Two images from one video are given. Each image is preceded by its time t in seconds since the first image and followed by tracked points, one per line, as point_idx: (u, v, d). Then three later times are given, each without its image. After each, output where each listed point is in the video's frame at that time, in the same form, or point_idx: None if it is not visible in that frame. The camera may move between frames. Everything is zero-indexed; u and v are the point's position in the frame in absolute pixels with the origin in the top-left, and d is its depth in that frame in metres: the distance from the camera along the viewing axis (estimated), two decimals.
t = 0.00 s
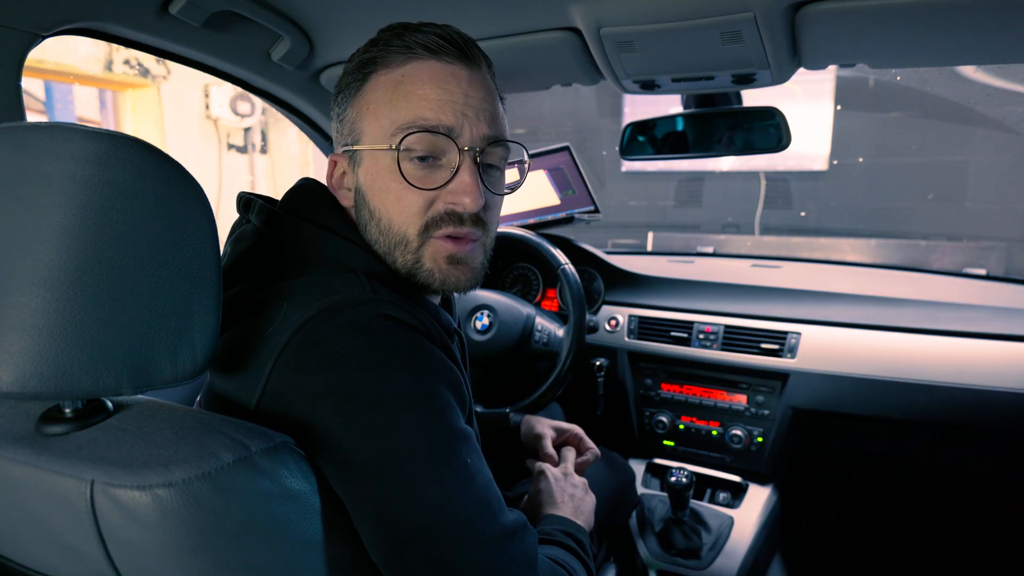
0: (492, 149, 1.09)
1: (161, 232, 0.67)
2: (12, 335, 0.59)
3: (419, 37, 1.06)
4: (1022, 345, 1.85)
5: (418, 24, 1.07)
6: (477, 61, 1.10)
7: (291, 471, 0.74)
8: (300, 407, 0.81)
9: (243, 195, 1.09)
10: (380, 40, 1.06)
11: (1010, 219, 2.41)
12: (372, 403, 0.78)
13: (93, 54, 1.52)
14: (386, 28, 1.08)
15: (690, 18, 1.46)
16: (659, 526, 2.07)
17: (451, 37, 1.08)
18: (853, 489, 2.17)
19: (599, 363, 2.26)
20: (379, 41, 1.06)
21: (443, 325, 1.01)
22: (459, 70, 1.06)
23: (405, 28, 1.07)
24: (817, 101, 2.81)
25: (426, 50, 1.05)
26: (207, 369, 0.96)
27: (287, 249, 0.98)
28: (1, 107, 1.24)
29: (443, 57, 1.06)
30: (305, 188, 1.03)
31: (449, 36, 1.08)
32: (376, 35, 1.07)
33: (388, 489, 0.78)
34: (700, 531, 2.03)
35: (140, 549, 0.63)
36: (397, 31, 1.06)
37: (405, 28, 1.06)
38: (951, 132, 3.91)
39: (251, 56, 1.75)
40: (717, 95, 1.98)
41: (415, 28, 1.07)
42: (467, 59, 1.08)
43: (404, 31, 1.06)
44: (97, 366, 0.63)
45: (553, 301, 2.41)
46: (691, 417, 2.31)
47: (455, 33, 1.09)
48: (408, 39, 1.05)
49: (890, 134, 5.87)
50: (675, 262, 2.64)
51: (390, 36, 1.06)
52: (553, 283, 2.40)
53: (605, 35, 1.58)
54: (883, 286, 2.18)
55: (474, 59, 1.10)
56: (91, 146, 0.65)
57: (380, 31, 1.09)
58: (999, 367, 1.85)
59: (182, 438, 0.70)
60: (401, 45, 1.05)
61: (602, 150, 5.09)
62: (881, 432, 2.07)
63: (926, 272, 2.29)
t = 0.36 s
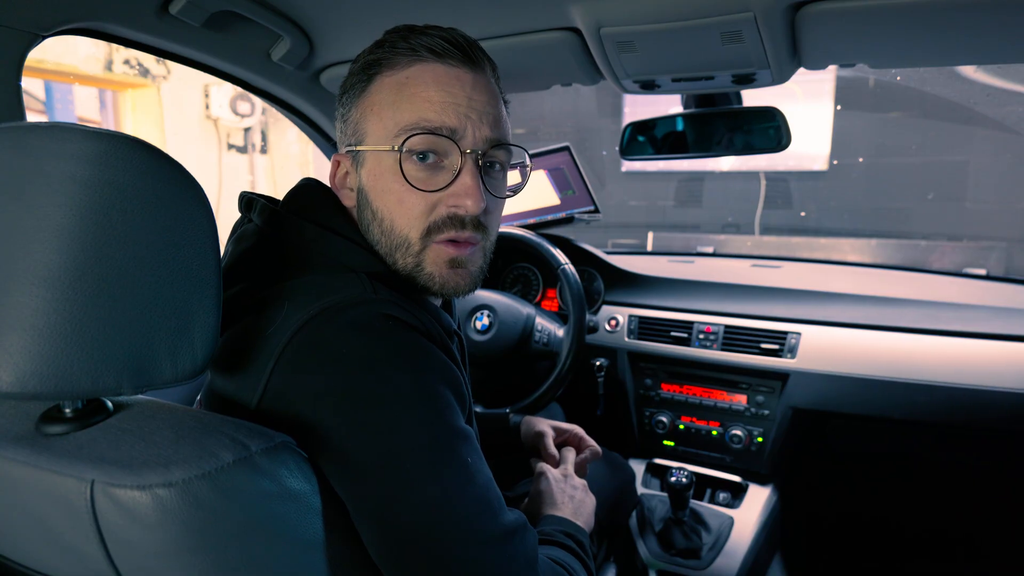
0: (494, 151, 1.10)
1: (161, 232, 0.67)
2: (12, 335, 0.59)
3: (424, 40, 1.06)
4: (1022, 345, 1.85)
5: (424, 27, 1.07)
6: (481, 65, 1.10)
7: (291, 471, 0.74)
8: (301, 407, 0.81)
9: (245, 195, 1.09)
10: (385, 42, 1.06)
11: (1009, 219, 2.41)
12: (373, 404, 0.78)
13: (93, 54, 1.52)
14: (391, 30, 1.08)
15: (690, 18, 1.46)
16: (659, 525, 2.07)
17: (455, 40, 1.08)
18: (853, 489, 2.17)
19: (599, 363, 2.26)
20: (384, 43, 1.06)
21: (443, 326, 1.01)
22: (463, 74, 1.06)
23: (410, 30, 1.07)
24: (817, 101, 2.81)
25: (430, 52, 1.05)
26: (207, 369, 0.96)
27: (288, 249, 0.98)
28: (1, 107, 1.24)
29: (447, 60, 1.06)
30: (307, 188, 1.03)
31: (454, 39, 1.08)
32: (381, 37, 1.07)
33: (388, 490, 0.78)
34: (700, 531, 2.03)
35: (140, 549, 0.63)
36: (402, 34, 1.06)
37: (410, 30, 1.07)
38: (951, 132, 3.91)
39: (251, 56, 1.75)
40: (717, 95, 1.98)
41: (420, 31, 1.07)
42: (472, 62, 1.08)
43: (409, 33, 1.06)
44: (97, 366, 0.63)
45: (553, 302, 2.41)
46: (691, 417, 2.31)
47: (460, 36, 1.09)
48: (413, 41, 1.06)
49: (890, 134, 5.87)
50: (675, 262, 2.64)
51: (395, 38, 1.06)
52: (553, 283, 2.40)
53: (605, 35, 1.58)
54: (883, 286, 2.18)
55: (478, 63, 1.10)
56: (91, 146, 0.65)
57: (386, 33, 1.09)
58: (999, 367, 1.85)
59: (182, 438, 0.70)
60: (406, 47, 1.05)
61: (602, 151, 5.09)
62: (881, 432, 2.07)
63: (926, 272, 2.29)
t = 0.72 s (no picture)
0: (495, 151, 1.10)
1: (161, 232, 0.67)
2: (12, 335, 0.59)
3: (425, 41, 1.06)
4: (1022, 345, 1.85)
5: (425, 28, 1.08)
6: (482, 66, 1.10)
7: (291, 471, 0.74)
8: (301, 407, 0.81)
9: (245, 195, 1.09)
10: (386, 43, 1.06)
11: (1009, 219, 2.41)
12: (374, 404, 0.78)
13: (93, 54, 1.52)
14: (391, 31, 1.08)
15: (690, 18, 1.46)
16: (659, 525, 2.07)
17: (456, 42, 1.08)
18: (853, 489, 2.17)
19: (599, 363, 2.26)
20: (385, 44, 1.06)
21: (443, 328, 1.01)
22: (464, 75, 1.06)
23: (411, 32, 1.07)
24: (817, 101, 2.81)
25: (431, 53, 1.05)
26: (207, 370, 0.96)
27: (288, 249, 0.98)
28: (1, 107, 1.24)
29: (448, 62, 1.06)
30: (308, 188, 1.03)
31: (454, 40, 1.08)
32: (382, 38, 1.07)
33: (389, 490, 0.78)
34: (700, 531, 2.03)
35: (140, 549, 0.63)
36: (403, 35, 1.06)
37: (411, 32, 1.07)
38: (952, 132, 3.91)
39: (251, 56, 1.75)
40: (717, 95, 1.98)
41: (420, 32, 1.07)
42: (472, 63, 1.09)
43: (410, 34, 1.06)
44: (96, 366, 0.63)
45: (553, 302, 2.41)
46: (691, 417, 2.31)
47: (460, 37, 1.09)
48: (413, 43, 1.06)
49: (890, 134, 5.87)
50: (675, 262, 2.64)
51: (396, 39, 1.06)
52: (553, 283, 2.40)
53: (605, 35, 1.58)
54: (883, 286, 2.18)
55: (479, 64, 1.10)
56: (91, 146, 0.65)
57: (386, 34, 1.09)
58: (999, 367, 1.85)
59: (182, 438, 0.70)
60: (407, 49, 1.05)
61: (602, 150, 5.09)
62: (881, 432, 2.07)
63: (926, 272, 2.29)
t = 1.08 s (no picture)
0: (487, 142, 1.10)
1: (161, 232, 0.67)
2: (12, 335, 0.59)
3: (415, 37, 1.06)
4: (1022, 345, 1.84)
5: (414, 24, 1.08)
6: (473, 60, 1.10)
7: (291, 471, 0.74)
8: (300, 407, 0.81)
9: (246, 195, 1.09)
10: (376, 40, 1.07)
11: (1009, 219, 2.41)
12: (372, 403, 0.78)
13: (93, 54, 1.52)
14: (382, 29, 1.08)
15: (690, 18, 1.46)
16: (659, 525, 2.07)
17: (446, 36, 1.08)
18: (853, 489, 2.17)
19: (599, 363, 2.26)
20: (375, 42, 1.07)
21: (442, 327, 1.01)
22: (454, 68, 1.06)
23: (400, 28, 1.07)
24: (818, 101, 2.81)
25: (421, 48, 1.05)
26: (207, 369, 0.96)
27: (288, 249, 0.98)
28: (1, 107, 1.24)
29: (438, 55, 1.06)
30: (311, 188, 1.03)
31: (444, 35, 1.08)
32: (372, 36, 1.08)
33: (386, 488, 0.78)
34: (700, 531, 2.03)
35: (140, 549, 0.63)
36: (393, 32, 1.07)
37: (400, 28, 1.07)
38: (952, 132, 3.91)
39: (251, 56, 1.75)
40: (717, 95, 1.98)
41: (410, 28, 1.08)
42: (463, 57, 1.08)
43: (399, 31, 1.07)
44: (96, 366, 0.63)
45: (553, 302, 2.41)
46: (691, 417, 2.31)
47: (450, 32, 1.10)
48: (403, 38, 1.06)
49: (890, 134, 5.87)
50: (675, 262, 2.64)
51: (386, 36, 1.07)
52: (553, 284, 2.40)
53: (605, 35, 1.58)
54: (883, 286, 2.18)
55: (470, 57, 1.10)
56: (92, 147, 0.65)
57: (376, 32, 1.09)
58: (999, 367, 1.85)
59: (182, 438, 0.70)
60: (397, 44, 1.05)
61: (602, 150, 5.09)
62: (881, 432, 2.07)
63: (926, 272, 2.29)
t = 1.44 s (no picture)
0: (490, 142, 1.10)
1: (161, 232, 0.67)
2: (12, 335, 0.59)
3: (415, 36, 1.06)
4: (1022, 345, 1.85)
5: (414, 23, 1.08)
6: (473, 59, 1.10)
7: (291, 471, 0.74)
8: (300, 407, 0.81)
9: (245, 195, 1.09)
10: (376, 40, 1.07)
11: (1009, 219, 2.41)
12: (373, 404, 0.78)
13: (93, 54, 1.52)
14: (381, 28, 1.08)
15: (690, 18, 1.46)
16: (659, 525, 2.07)
17: (446, 35, 1.08)
18: (853, 489, 2.17)
19: (599, 363, 2.26)
20: (375, 41, 1.06)
21: (442, 328, 1.01)
22: (455, 67, 1.06)
23: (400, 27, 1.07)
24: (817, 101, 2.81)
25: (421, 48, 1.05)
26: (207, 369, 0.96)
27: (287, 249, 0.98)
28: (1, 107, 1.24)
29: (438, 55, 1.06)
30: (309, 188, 1.03)
31: (444, 34, 1.08)
32: (372, 35, 1.08)
33: (386, 488, 0.78)
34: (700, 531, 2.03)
35: (140, 549, 0.63)
36: (393, 31, 1.07)
37: (400, 27, 1.07)
38: (951, 132, 3.91)
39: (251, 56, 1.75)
40: (717, 95, 1.98)
41: (410, 27, 1.08)
42: (464, 56, 1.08)
43: (399, 30, 1.07)
44: (96, 366, 0.63)
45: (553, 302, 2.41)
46: (691, 417, 2.31)
47: (451, 31, 1.09)
48: (403, 38, 1.06)
49: (890, 134, 5.87)
50: (675, 262, 2.64)
51: (386, 36, 1.07)
52: (553, 284, 2.40)
53: (605, 35, 1.58)
54: (883, 286, 2.18)
55: (470, 57, 1.10)
56: (92, 147, 0.65)
57: (376, 31, 1.09)
58: (999, 367, 1.85)
59: (182, 438, 0.70)
60: (397, 44, 1.05)
61: (602, 150, 5.10)
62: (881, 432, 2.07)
63: (926, 272, 2.29)
